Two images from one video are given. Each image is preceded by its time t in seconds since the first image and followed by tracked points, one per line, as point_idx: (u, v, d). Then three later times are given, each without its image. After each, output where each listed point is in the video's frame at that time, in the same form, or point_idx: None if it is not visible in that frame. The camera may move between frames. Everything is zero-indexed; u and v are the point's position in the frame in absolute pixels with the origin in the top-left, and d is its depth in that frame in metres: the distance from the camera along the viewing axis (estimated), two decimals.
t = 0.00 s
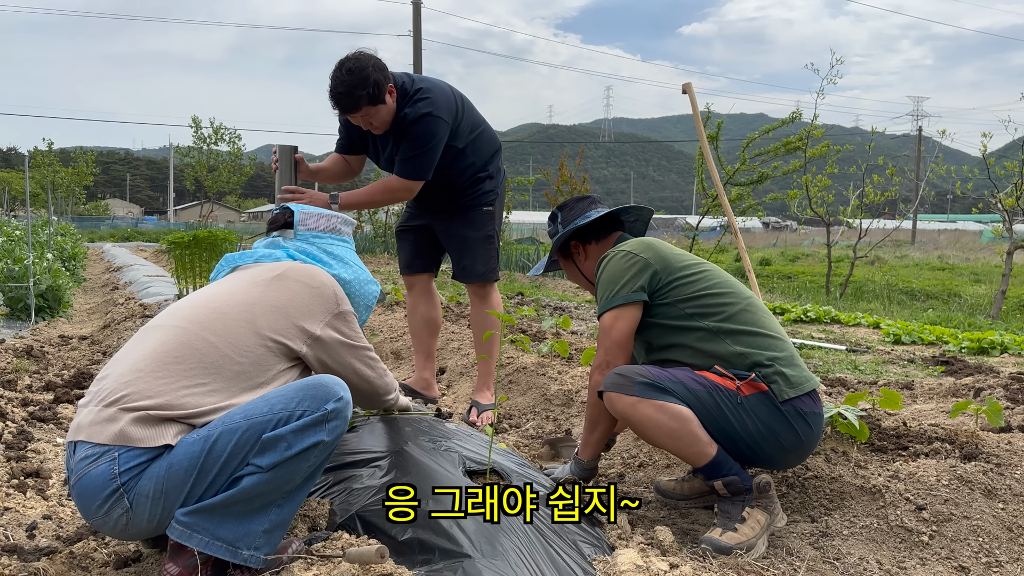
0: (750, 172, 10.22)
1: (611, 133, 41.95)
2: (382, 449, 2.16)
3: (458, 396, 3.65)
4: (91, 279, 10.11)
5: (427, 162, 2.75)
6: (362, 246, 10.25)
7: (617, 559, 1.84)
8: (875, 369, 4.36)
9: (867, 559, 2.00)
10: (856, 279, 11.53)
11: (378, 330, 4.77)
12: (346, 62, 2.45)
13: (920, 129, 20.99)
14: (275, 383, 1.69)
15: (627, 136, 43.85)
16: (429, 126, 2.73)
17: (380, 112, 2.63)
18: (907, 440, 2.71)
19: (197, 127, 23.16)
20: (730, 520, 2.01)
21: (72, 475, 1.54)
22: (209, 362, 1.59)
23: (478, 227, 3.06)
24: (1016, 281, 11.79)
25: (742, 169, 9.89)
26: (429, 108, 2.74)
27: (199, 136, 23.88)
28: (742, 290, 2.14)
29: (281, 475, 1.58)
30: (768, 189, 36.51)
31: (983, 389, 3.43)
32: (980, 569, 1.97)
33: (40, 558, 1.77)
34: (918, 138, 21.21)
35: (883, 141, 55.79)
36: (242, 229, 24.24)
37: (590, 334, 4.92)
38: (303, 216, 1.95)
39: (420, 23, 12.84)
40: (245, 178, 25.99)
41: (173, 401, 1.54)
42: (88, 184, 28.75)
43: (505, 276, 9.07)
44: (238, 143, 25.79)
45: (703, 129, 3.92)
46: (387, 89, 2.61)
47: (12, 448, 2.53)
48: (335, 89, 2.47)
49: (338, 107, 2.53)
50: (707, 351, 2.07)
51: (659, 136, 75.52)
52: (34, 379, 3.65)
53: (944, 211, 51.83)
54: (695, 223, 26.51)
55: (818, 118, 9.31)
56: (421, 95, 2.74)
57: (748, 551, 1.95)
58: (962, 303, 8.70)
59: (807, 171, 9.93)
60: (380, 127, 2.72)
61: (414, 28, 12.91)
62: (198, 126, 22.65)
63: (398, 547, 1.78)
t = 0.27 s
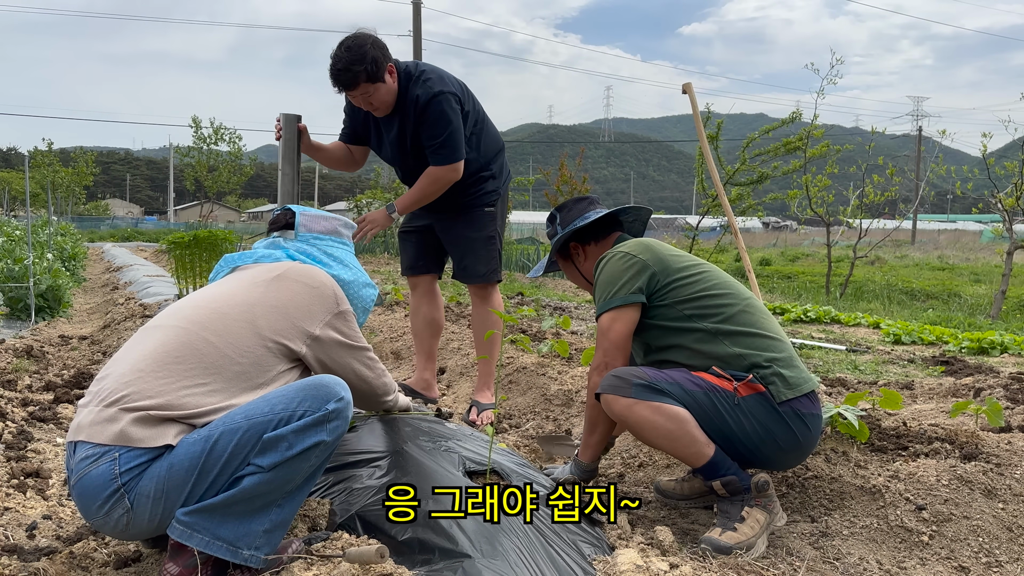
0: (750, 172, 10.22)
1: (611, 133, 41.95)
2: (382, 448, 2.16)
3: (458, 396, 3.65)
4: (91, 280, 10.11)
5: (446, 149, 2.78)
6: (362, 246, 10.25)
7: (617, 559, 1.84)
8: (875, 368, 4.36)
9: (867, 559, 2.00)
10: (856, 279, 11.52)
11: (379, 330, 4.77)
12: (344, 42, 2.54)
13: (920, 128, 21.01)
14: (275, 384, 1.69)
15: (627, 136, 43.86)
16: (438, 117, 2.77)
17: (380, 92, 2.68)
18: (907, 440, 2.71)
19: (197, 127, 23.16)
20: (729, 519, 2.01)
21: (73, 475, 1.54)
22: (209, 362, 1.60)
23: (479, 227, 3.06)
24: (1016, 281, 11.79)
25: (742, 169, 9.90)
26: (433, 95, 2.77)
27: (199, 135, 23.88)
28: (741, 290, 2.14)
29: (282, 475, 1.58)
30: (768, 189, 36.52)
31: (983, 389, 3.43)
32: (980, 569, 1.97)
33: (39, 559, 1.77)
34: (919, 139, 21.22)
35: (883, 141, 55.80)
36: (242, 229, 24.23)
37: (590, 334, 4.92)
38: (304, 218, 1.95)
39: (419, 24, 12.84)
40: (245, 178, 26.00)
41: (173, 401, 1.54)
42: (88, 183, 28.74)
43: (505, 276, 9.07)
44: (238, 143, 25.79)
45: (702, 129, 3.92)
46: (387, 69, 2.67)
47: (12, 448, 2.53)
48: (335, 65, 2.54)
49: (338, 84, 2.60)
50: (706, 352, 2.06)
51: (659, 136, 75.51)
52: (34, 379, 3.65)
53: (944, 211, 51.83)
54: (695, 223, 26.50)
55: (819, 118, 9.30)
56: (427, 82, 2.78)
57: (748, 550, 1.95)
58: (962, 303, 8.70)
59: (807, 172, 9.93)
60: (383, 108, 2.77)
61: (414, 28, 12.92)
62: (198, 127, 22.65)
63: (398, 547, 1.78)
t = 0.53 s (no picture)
0: (750, 172, 10.21)
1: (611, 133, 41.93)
2: (382, 448, 2.16)
3: (458, 396, 3.65)
4: (91, 280, 10.11)
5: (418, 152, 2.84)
6: (362, 245, 10.24)
7: (616, 559, 1.84)
8: (875, 369, 4.36)
9: (867, 559, 2.00)
10: (856, 279, 11.51)
11: (379, 330, 4.78)
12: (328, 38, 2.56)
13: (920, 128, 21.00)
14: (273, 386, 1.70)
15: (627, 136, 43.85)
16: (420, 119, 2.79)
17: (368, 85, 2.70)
18: (907, 440, 2.71)
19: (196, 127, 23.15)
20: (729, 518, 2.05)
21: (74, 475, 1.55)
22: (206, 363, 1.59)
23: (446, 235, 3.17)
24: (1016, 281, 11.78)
25: (742, 168, 9.89)
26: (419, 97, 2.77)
27: (199, 135, 23.86)
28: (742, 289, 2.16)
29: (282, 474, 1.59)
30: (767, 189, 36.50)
31: (983, 389, 3.43)
32: (980, 569, 1.97)
33: (40, 559, 1.78)
34: (919, 138, 21.21)
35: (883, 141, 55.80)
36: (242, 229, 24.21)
37: (590, 334, 4.92)
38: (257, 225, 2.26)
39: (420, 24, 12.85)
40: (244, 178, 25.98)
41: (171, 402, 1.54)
42: (87, 184, 28.72)
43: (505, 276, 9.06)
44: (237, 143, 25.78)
45: (702, 131, 3.92)
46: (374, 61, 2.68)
47: (12, 448, 2.53)
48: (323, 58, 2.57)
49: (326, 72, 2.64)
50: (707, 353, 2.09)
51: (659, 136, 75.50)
52: (34, 379, 3.65)
53: (944, 211, 51.81)
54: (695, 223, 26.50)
55: (819, 118, 9.29)
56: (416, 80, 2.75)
57: (748, 550, 1.96)
58: (962, 303, 8.69)
59: (807, 171, 9.92)
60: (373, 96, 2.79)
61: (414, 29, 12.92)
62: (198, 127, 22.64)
63: (397, 547, 1.77)
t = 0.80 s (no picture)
0: (749, 171, 10.22)
1: (611, 133, 41.94)
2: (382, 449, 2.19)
3: (458, 396, 3.65)
4: (91, 279, 10.10)
5: (381, 153, 3.07)
6: (362, 245, 10.25)
7: (617, 559, 1.84)
8: (875, 369, 4.36)
9: (867, 559, 2.00)
10: (856, 279, 11.52)
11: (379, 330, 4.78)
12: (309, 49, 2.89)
13: (920, 128, 21.01)
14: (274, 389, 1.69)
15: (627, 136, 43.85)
16: (387, 122, 3.03)
17: (339, 94, 2.98)
18: (907, 440, 2.71)
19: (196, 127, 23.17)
20: (732, 522, 2.01)
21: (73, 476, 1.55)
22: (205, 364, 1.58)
23: (428, 234, 3.32)
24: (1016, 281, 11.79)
25: (741, 168, 9.89)
26: (382, 104, 3.02)
27: (199, 135, 23.87)
28: (755, 286, 2.06)
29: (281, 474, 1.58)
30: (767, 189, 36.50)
31: (983, 389, 3.43)
32: (980, 569, 1.97)
33: (40, 558, 1.77)
34: (918, 138, 21.23)
35: (882, 141, 55.82)
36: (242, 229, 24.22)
37: (590, 334, 4.93)
38: (230, 224, 2.55)
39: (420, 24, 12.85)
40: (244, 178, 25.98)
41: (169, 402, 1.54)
42: (87, 183, 28.72)
43: (505, 275, 9.07)
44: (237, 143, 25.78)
45: (702, 130, 3.92)
46: (347, 74, 2.96)
47: (12, 448, 2.53)
48: (299, 69, 2.90)
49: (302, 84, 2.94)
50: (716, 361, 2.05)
51: (659, 136, 75.49)
52: (34, 379, 3.65)
53: (944, 211, 51.82)
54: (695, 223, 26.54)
55: (819, 118, 9.30)
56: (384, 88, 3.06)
57: (750, 552, 1.95)
58: (962, 303, 8.69)
59: (807, 171, 9.93)
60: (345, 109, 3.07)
61: (414, 29, 12.93)
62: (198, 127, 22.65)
63: (396, 547, 1.77)
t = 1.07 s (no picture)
0: (749, 171, 10.22)
1: (611, 133, 41.94)
2: (384, 450, 2.20)
3: (458, 396, 3.65)
4: (91, 279, 10.10)
5: (382, 151, 3.06)
6: (362, 245, 10.25)
7: (616, 559, 1.85)
8: (875, 369, 4.36)
9: (867, 559, 2.00)
10: (856, 279, 11.51)
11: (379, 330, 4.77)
12: (315, 43, 2.88)
13: (920, 128, 21.00)
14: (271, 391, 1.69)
15: (627, 137, 43.85)
16: (387, 120, 3.03)
17: (342, 89, 2.98)
18: (907, 440, 2.71)
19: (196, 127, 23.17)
20: (734, 521, 2.01)
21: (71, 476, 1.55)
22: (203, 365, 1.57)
23: (428, 235, 3.32)
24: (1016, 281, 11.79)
25: (740, 168, 9.89)
26: (384, 102, 3.02)
27: (198, 135, 23.86)
28: (767, 293, 2.02)
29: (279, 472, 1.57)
30: (767, 189, 36.50)
31: (983, 389, 3.43)
32: (980, 569, 1.98)
33: (40, 559, 1.76)
34: (919, 138, 21.22)
35: (882, 141, 55.83)
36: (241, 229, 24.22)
37: (589, 334, 4.93)
38: (230, 225, 2.54)
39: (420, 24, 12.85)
40: (244, 178, 25.98)
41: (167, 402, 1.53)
42: (87, 183, 28.72)
43: (505, 275, 9.07)
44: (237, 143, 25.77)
45: (702, 130, 3.92)
46: (351, 69, 2.96)
47: (12, 448, 2.53)
48: (303, 63, 2.89)
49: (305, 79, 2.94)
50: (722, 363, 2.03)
51: (659, 136, 75.49)
52: (34, 379, 3.64)
53: (944, 211, 51.82)
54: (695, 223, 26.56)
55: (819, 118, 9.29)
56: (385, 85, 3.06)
57: (750, 552, 1.95)
58: (962, 303, 8.69)
59: (807, 171, 9.92)
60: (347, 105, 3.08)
61: (414, 29, 12.93)
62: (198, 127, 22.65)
63: (396, 548, 1.77)
